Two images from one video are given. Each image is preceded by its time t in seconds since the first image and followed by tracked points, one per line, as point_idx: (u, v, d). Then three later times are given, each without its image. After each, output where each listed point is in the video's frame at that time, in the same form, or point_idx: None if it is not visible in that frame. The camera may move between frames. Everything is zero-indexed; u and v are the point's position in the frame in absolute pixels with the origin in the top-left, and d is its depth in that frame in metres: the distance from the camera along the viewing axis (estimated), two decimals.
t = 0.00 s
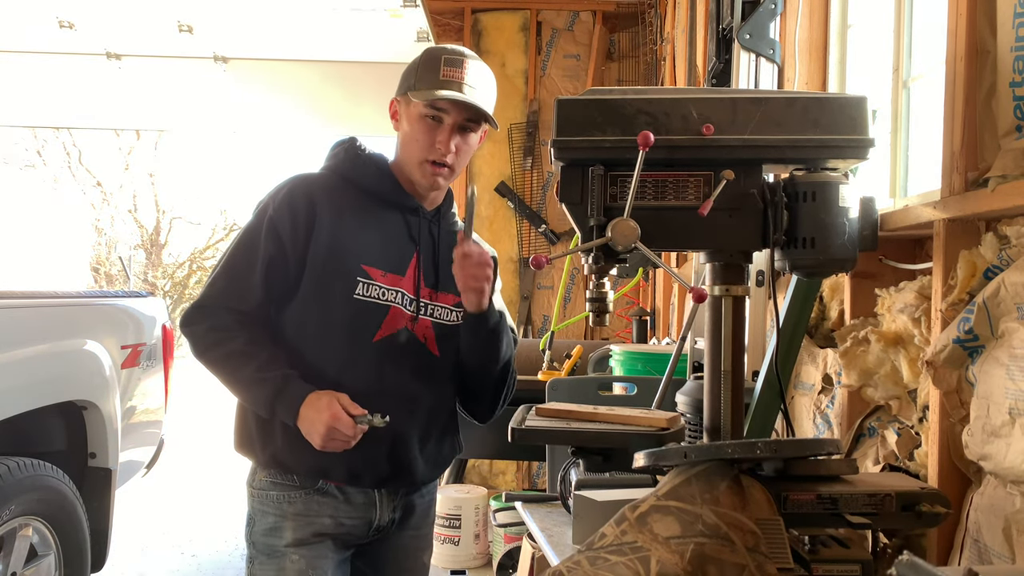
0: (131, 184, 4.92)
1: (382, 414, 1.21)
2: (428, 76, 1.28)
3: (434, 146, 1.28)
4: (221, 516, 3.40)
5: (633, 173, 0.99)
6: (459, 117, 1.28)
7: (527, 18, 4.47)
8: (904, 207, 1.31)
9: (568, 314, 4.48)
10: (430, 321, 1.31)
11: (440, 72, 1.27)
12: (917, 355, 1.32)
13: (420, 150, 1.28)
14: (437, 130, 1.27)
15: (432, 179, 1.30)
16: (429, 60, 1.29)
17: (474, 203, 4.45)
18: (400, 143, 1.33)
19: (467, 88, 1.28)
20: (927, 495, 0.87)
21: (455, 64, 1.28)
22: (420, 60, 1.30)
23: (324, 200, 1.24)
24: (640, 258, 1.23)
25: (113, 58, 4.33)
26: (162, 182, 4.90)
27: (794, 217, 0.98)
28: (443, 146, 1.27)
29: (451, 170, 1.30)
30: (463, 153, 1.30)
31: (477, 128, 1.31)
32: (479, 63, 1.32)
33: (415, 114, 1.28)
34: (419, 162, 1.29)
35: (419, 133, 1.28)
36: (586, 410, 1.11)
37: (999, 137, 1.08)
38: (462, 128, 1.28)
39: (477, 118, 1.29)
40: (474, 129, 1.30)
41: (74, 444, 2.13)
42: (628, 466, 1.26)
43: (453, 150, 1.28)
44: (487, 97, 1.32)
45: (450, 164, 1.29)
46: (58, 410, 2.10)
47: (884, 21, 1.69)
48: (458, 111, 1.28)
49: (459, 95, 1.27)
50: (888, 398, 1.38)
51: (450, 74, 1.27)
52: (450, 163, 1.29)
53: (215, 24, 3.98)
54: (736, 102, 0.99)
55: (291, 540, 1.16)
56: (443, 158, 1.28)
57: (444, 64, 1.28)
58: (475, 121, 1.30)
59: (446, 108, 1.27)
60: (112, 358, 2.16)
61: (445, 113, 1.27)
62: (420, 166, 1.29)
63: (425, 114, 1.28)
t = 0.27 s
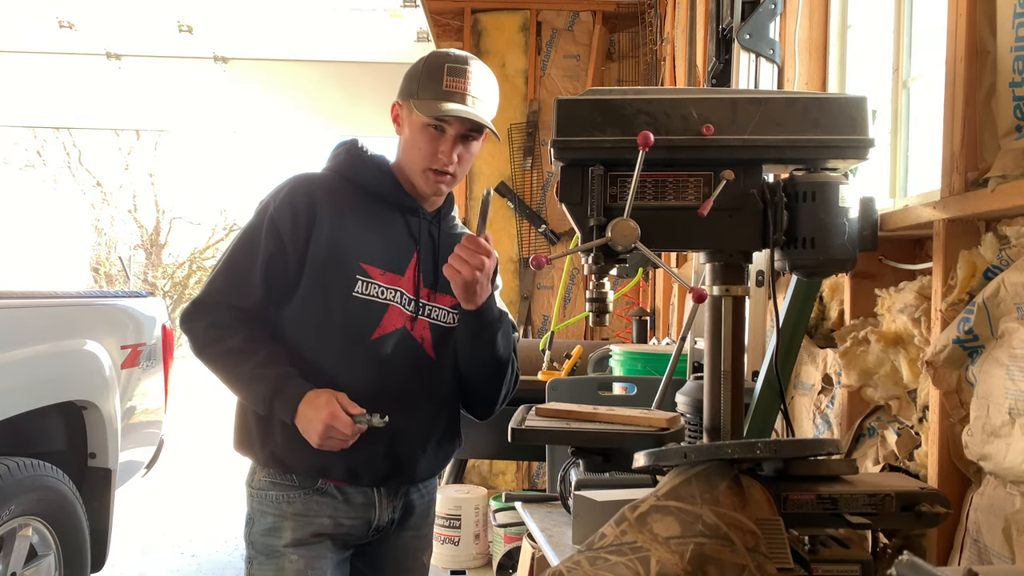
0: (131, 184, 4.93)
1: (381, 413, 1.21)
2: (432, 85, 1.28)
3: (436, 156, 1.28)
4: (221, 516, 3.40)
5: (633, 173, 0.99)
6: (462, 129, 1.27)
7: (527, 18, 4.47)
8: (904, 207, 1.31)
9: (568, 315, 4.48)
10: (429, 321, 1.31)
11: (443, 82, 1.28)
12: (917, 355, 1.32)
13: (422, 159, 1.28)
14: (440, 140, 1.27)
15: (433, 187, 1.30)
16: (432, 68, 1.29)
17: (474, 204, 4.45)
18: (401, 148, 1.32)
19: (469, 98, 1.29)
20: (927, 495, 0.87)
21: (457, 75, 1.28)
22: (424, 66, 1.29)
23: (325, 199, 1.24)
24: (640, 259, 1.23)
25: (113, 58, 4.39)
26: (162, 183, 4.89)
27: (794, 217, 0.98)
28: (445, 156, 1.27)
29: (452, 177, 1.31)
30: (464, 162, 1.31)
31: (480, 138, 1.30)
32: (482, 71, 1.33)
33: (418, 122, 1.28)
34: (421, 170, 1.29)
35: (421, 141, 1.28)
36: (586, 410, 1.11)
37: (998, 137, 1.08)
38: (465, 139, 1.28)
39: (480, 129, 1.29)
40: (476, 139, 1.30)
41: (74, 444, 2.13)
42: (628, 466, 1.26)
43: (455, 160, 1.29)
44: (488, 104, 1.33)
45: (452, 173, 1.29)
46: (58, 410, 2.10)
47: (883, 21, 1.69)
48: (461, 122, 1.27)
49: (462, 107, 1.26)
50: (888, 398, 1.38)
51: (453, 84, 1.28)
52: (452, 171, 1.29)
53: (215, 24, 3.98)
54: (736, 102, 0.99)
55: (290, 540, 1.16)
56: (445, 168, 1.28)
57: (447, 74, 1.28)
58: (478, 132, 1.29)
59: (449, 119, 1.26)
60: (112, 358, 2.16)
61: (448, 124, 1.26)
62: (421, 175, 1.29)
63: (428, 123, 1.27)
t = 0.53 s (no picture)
0: (131, 184, 4.93)
1: (379, 413, 1.21)
2: (430, 84, 1.28)
3: (436, 155, 1.27)
4: (221, 516, 3.40)
5: (633, 173, 0.99)
6: (462, 126, 1.27)
7: (526, 18, 4.47)
8: (904, 207, 1.31)
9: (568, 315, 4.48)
10: (427, 322, 1.31)
11: (441, 80, 1.28)
12: (917, 355, 1.32)
13: (422, 159, 1.28)
14: (439, 139, 1.26)
15: (434, 187, 1.29)
16: (431, 67, 1.29)
17: (474, 204, 4.45)
18: (402, 150, 1.32)
19: (468, 96, 1.29)
20: (927, 495, 0.87)
21: (455, 72, 1.29)
22: (421, 65, 1.30)
23: (324, 199, 1.24)
24: (640, 258, 1.23)
25: (113, 58, 4.33)
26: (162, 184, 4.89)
27: (794, 217, 0.98)
28: (445, 155, 1.26)
29: (453, 178, 1.30)
30: (465, 160, 1.30)
31: (480, 134, 1.30)
32: (480, 67, 1.33)
33: (417, 122, 1.27)
34: (421, 170, 1.29)
35: (421, 141, 1.28)
36: (585, 410, 1.11)
37: (998, 137, 1.08)
38: (464, 136, 1.27)
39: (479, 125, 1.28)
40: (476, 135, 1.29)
41: (74, 444, 2.13)
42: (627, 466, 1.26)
43: (455, 158, 1.28)
44: (487, 101, 1.33)
45: (452, 172, 1.29)
46: (57, 410, 2.10)
47: (883, 21, 1.69)
48: (460, 119, 1.26)
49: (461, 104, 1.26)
50: (888, 398, 1.38)
51: (451, 82, 1.28)
52: (452, 170, 1.28)
53: (215, 24, 3.97)
54: (736, 102, 0.99)
55: (289, 540, 1.16)
56: (445, 167, 1.27)
57: (445, 71, 1.28)
58: (477, 128, 1.29)
59: (448, 116, 1.26)
60: (112, 358, 2.16)
61: (447, 121, 1.26)
62: (421, 175, 1.29)
63: (427, 122, 1.26)
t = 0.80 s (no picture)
0: (130, 184, 4.96)
1: (378, 415, 1.21)
2: (428, 80, 1.28)
3: (436, 150, 1.27)
4: (221, 517, 3.39)
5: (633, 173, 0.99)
6: (461, 119, 1.28)
7: (526, 18, 4.47)
8: (904, 207, 1.31)
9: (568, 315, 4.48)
10: (426, 324, 1.31)
11: (440, 75, 1.28)
12: (917, 355, 1.32)
13: (422, 154, 1.28)
14: (439, 133, 1.27)
15: (435, 182, 1.29)
16: (429, 63, 1.29)
17: (474, 204, 4.45)
18: (401, 147, 1.32)
19: (468, 90, 1.28)
20: (927, 495, 0.87)
21: (455, 67, 1.28)
22: (418, 62, 1.31)
23: (323, 200, 1.24)
24: (640, 259, 1.23)
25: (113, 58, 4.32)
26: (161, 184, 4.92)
27: (794, 217, 0.98)
28: (445, 149, 1.27)
29: (453, 172, 1.30)
30: (465, 155, 1.30)
31: (478, 129, 1.31)
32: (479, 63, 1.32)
33: (416, 117, 1.28)
34: (421, 166, 1.29)
35: (421, 137, 1.28)
36: (585, 410, 1.11)
37: (998, 137, 1.08)
38: (464, 130, 1.28)
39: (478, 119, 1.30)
40: (475, 130, 1.30)
41: (73, 444, 2.13)
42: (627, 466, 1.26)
43: (455, 152, 1.28)
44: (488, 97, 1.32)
45: (453, 166, 1.29)
46: (57, 410, 2.10)
47: (883, 21, 1.69)
48: (459, 113, 1.28)
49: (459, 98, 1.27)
50: (888, 398, 1.38)
51: (449, 76, 1.27)
52: (452, 165, 1.29)
53: (215, 23, 3.97)
54: (736, 103, 0.99)
55: (288, 540, 1.16)
56: (446, 161, 1.28)
57: (444, 67, 1.28)
58: (476, 122, 1.30)
59: (448, 110, 1.27)
60: (111, 358, 2.16)
61: (446, 115, 1.27)
62: (422, 170, 1.29)
63: (426, 117, 1.27)
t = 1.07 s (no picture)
0: (131, 184, 4.97)
1: (376, 416, 1.22)
2: (423, 73, 1.28)
3: (433, 142, 1.27)
4: (221, 517, 3.39)
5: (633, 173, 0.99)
6: (456, 111, 1.28)
7: (526, 18, 4.47)
8: (904, 207, 1.31)
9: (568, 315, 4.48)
10: (424, 324, 1.32)
11: (435, 67, 1.27)
12: (917, 355, 1.32)
13: (418, 147, 1.28)
14: (434, 125, 1.27)
15: (431, 174, 1.29)
16: (424, 56, 1.29)
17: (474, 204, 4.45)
18: (398, 142, 1.33)
19: (463, 82, 1.27)
20: (927, 495, 0.87)
21: (450, 59, 1.27)
22: (414, 56, 1.31)
23: (321, 200, 1.24)
24: (640, 259, 1.23)
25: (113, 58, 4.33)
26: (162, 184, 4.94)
27: (794, 217, 0.98)
28: (441, 140, 1.27)
29: (450, 165, 1.29)
30: (461, 147, 1.30)
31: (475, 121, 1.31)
32: (474, 56, 1.32)
33: (412, 110, 1.29)
34: (418, 158, 1.29)
35: (417, 130, 1.28)
36: (585, 410, 1.11)
37: (998, 137, 1.08)
38: (459, 122, 1.28)
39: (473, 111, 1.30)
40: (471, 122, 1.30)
41: (73, 444, 2.13)
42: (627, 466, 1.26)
43: (452, 143, 1.27)
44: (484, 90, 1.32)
45: (449, 158, 1.28)
46: (57, 410, 2.10)
47: (883, 21, 1.69)
48: (454, 104, 1.28)
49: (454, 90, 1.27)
50: (888, 398, 1.38)
51: (445, 69, 1.27)
52: (449, 157, 1.28)
53: (215, 23, 3.96)
54: (736, 102, 0.99)
55: (286, 539, 1.15)
56: (442, 153, 1.27)
57: (440, 59, 1.27)
58: (472, 114, 1.30)
59: (443, 102, 1.27)
60: (112, 359, 2.16)
61: (442, 107, 1.27)
62: (418, 162, 1.29)
63: (422, 109, 1.28)
